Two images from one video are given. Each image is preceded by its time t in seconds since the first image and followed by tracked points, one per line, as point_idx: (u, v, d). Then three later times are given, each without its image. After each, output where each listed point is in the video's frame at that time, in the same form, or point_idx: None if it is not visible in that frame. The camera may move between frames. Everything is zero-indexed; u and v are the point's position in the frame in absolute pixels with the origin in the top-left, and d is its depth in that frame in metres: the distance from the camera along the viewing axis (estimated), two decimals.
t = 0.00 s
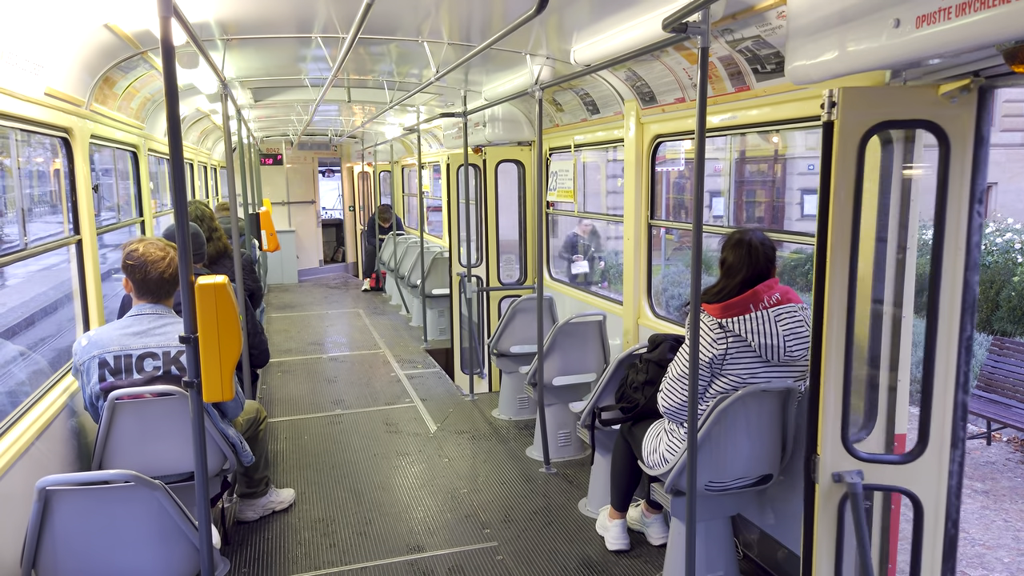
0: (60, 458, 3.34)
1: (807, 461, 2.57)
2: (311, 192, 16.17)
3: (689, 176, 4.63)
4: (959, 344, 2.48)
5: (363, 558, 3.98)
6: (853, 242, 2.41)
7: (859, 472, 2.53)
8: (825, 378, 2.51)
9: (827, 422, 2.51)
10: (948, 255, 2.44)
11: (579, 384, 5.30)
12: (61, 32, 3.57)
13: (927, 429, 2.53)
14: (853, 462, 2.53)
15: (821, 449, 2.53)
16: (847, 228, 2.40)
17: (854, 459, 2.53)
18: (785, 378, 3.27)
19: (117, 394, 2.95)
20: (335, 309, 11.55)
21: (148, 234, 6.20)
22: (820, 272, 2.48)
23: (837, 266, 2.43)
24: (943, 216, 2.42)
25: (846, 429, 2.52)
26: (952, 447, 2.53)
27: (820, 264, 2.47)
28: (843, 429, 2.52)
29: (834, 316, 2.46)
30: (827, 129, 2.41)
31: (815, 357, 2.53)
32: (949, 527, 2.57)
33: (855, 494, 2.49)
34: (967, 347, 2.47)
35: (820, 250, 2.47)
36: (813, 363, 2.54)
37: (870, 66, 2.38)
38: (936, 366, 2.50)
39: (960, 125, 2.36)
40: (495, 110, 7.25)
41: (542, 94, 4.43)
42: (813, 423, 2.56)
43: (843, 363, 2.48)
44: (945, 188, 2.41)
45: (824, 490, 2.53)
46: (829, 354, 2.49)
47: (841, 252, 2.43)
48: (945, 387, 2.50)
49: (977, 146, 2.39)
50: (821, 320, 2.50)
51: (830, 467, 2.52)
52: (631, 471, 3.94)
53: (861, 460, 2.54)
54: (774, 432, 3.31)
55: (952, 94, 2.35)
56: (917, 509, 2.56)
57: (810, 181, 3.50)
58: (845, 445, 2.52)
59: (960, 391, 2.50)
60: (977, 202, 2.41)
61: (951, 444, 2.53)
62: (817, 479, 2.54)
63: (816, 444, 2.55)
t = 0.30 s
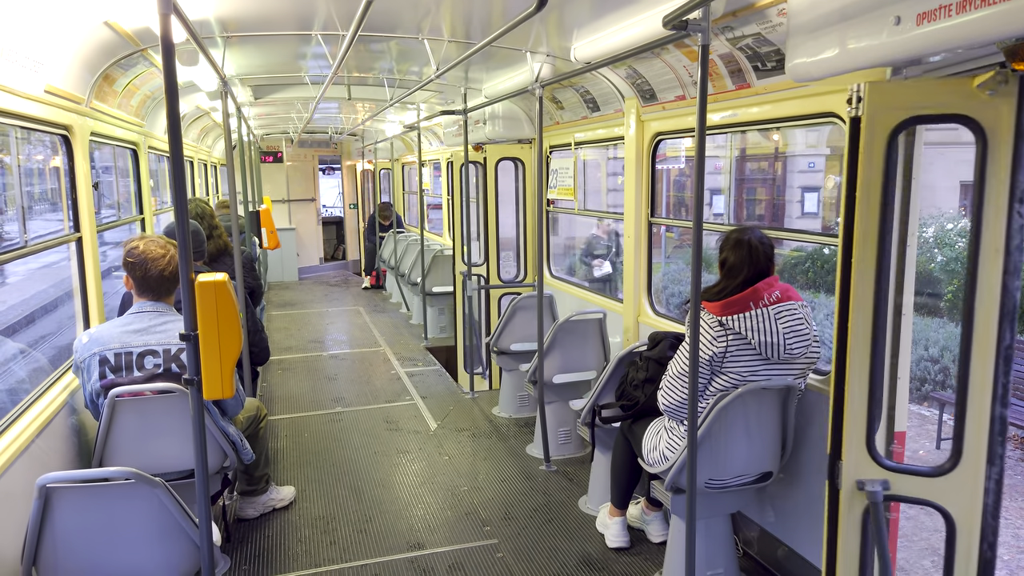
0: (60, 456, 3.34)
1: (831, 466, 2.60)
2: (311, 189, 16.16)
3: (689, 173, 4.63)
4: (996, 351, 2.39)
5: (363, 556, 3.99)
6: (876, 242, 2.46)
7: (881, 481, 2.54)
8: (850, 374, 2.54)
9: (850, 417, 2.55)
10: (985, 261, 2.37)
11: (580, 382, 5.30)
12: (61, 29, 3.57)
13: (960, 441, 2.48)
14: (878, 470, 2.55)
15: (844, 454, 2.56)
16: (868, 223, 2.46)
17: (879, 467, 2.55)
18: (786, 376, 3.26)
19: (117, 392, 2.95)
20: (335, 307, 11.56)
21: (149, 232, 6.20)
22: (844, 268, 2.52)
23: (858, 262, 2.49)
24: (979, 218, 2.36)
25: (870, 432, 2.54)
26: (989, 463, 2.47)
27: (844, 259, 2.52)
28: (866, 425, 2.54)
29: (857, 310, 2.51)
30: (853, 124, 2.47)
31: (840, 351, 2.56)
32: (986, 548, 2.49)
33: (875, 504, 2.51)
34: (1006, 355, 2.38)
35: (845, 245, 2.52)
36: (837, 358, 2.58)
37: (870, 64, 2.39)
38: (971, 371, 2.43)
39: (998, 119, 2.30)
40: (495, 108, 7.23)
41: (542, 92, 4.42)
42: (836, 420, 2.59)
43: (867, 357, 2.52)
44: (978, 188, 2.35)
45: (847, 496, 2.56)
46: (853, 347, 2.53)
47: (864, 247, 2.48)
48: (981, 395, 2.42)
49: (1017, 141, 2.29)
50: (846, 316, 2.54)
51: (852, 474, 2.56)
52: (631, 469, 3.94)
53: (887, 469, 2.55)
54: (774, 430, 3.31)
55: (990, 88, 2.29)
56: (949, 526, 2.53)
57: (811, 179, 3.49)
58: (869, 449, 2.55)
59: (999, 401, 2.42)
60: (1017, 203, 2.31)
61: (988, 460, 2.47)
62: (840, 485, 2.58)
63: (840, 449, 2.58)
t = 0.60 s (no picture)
0: (61, 454, 3.35)
1: (861, 472, 2.70)
2: (311, 188, 16.15)
3: (689, 172, 4.63)
4: None
5: (363, 554, 3.99)
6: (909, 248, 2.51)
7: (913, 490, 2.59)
8: (882, 366, 2.60)
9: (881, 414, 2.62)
10: None
11: (580, 380, 5.31)
12: (60, 28, 3.56)
13: (996, 455, 2.46)
14: (912, 480, 2.60)
15: (876, 460, 2.64)
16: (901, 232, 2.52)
17: (910, 474, 2.60)
18: (787, 375, 3.26)
19: (118, 390, 2.95)
20: (335, 305, 11.56)
21: (149, 230, 6.20)
22: (877, 270, 2.59)
23: (890, 264, 2.55)
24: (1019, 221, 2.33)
25: (901, 434, 2.62)
26: None
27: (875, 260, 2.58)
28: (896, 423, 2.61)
29: (889, 306, 2.57)
30: (888, 120, 2.50)
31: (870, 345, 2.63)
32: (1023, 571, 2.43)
33: (901, 511, 2.58)
34: None
35: (877, 246, 2.58)
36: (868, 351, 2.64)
37: (870, 61, 2.40)
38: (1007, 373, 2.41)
39: None
40: (495, 106, 7.22)
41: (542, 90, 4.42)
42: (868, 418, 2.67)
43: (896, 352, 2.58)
44: (1017, 195, 2.32)
45: (877, 501, 2.65)
46: (883, 342, 2.59)
47: (896, 250, 2.53)
48: (1018, 401, 2.40)
49: None
50: (878, 312, 2.60)
51: (884, 482, 2.63)
52: (631, 466, 3.94)
53: (919, 477, 2.59)
54: (774, 428, 3.32)
55: None
56: (983, 543, 2.50)
57: (810, 177, 3.49)
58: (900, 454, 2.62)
59: None
60: None
61: None
62: (870, 490, 2.66)
63: (872, 454, 2.66)
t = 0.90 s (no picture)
0: (60, 452, 3.36)
1: (894, 475, 2.68)
2: (310, 186, 16.16)
3: (689, 170, 4.63)
4: None
5: (362, 552, 3.99)
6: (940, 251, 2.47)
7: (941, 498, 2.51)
8: (914, 365, 2.57)
9: (913, 416, 2.59)
10: None
11: (579, 379, 5.30)
12: (59, 26, 3.57)
13: None
14: (941, 485, 2.55)
15: (907, 463, 2.62)
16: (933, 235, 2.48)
17: (941, 480, 2.55)
18: (786, 373, 3.26)
19: (117, 389, 2.95)
20: (335, 304, 11.57)
21: (148, 228, 6.20)
22: (909, 271, 2.56)
23: (922, 266, 2.52)
24: None
25: (934, 437, 2.57)
26: None
27: (907, 262, 2.57)
28: (927, 429, 2.57)
29: (920, 308, 2.54)
30: (923, 116, 2.48)
31: (903, 351, 2.60)
32: None
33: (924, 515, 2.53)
34: None
35: (910, 248, 2.56)
36: (901, 352, 2.62)
37: (869, 60, 2.41)
38: None
39: None
40: (495, 105, 7.21)
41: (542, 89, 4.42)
42: (899, 421, 2.65)
43: (927, 356, 2.53)
44: None
45: (906, 505, 2.62)
46: (916, 344, 2.56)
47: (928, 254, 2.50)
48: None
49: None
50: (910, 313, 2.57)
51: (914, 485, 2.61)
52: (630, 465, 3.94)
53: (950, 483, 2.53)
54: (774, 426, 3.32)
55: None
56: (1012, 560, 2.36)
57: (810, 176, 3.49)
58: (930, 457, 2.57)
59: None
60: None
61: None
62: (901, 492, 2.64)
63: (904, 457, 2.64)
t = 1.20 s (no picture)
0: (60, 449, 3.36)
1: (923, 475, 2.62)
2: (310, 185, 16.15)
3: (688, 168, 4.63)
4: None
5: (361, 550, 4.00)
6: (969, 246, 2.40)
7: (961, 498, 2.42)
8: (943, 367, 2.51)
9: (939, 415, 2.53)
10: None
11: (578, 377, 5.31)
12: (58, 24, 3.56)
13: None
14: (963, 487, 2.47)
15: (933, 463, 2.56)
16: (963, 229, 2.41)
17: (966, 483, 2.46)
18: (784, 372, 3.27)
19: (116, 386, 2.95)
20: (335, 302, 11.57)
21: (147, 226, 6.19)
22: (939, 268, 2.50)
23: (952, 263, 2.45)
24: None
25: (960, 439, 2.50)
26: None
27: (937, 259, 2.50)
28: (953, 430, 2.50)
29: (949, 307, 2.47)
30: (954, 112, 2.43)
31: (932, 351, 2.53)
32: None
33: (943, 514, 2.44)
34: None
35: (940, 245, 2.49)
36: (930, 352, 2.55)
37: (868, 58, 2.41)
38: None
39: None
40: (495, 103, 7.15)
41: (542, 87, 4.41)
42: (927, 422, 2.58)
43: (954, 355, 2.46)
44: None
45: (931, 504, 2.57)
46: (943, 344, 2.50)
47: (957, 250, 2.43)
48: None
49: None
50: (939, 312, 2.50)
51: (941, 486, 2.55)
52: (628, 463, 3.95)
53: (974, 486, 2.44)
54: (773, 425, 3.32)
55: None
56: None
57: (810, 174, 3.49)
58: (957, 457, 2.50)
59: None
60: None
61: None
62: (930, 493, 2.59)
63: (931, 457, 2.58)
